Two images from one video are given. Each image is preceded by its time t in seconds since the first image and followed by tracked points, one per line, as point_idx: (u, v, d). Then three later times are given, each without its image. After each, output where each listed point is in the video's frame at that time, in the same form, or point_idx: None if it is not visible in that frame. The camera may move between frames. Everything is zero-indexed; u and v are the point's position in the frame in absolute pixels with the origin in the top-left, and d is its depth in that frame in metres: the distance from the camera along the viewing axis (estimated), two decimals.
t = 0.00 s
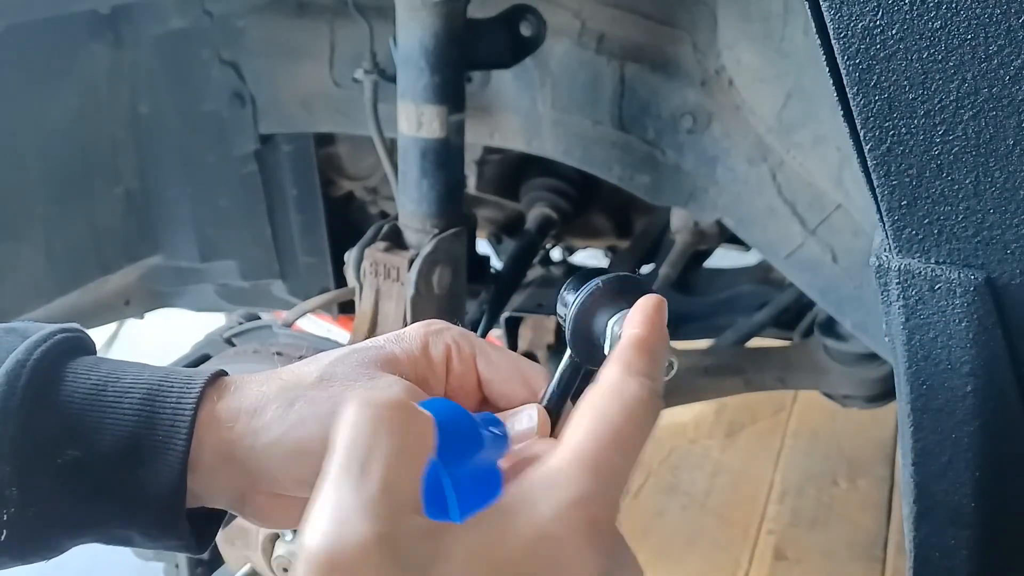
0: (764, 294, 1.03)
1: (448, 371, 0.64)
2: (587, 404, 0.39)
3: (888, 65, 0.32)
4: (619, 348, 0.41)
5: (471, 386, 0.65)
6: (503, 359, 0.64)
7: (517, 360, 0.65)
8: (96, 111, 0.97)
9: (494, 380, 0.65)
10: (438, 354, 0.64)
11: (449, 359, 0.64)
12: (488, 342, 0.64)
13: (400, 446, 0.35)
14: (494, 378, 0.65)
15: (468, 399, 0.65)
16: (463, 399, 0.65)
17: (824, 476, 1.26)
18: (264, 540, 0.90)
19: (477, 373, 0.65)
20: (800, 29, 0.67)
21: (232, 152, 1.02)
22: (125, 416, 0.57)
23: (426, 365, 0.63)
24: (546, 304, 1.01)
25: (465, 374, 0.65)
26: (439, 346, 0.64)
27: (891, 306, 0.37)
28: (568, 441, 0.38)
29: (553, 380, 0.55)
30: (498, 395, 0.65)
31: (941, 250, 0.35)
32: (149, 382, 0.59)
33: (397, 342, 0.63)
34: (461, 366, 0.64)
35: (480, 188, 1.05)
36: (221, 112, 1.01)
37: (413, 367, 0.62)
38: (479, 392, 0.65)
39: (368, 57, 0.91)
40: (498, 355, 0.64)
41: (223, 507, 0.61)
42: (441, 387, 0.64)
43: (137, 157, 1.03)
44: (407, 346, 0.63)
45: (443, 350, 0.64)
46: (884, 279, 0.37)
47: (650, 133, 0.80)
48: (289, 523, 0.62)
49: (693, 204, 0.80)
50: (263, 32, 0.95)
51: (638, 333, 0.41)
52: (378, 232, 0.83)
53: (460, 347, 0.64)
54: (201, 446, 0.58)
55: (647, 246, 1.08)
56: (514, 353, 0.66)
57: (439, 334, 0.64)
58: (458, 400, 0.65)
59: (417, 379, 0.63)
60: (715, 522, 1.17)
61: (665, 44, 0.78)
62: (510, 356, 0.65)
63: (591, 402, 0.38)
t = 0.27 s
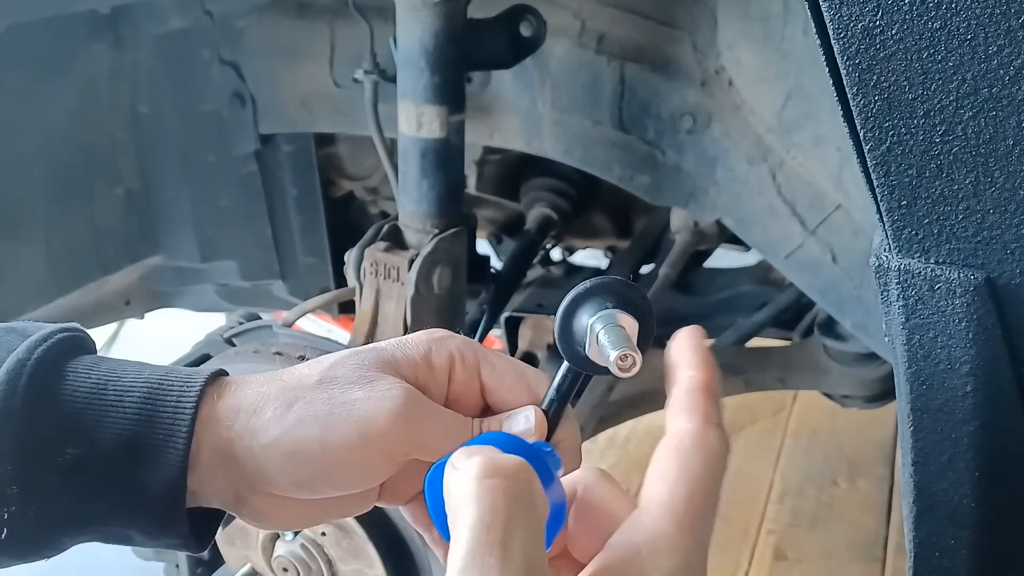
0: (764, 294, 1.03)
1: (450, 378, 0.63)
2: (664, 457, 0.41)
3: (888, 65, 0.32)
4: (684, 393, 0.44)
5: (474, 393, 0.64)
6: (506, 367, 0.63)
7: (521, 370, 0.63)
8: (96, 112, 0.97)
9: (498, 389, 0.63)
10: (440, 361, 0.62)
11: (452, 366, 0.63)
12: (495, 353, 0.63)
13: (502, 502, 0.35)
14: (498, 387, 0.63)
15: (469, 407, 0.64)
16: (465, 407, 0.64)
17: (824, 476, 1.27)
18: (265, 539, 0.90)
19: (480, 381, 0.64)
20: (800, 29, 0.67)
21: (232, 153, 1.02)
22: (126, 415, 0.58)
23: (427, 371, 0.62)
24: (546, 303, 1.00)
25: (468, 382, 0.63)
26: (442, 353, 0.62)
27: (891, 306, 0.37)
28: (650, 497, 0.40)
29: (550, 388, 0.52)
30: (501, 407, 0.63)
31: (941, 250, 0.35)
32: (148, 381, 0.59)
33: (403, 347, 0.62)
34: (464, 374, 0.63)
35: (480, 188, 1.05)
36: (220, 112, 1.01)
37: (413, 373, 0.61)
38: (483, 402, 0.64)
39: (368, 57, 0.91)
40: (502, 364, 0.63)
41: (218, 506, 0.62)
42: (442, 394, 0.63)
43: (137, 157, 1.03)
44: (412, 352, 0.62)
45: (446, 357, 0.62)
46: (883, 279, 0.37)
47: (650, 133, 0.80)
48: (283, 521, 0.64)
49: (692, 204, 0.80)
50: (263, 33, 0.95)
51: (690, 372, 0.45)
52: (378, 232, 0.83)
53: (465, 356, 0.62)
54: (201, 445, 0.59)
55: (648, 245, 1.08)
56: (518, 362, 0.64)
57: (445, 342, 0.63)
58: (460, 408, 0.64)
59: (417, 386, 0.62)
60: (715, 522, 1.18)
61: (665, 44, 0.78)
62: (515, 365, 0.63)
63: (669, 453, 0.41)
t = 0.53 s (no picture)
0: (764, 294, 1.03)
1: (452, 381, 0.63)
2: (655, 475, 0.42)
3: (888, 65, 0.32)
4: (672, 408, 0.45)
5: (476, 396, 0.64)
6: (509, 371, 0.63)
7: (523, 373, 0.64)
8: (96, 111, 0.97)
9: (500, 393, 0.63)
10: (442, 363, 0.62)
11: (455, 369, 0.63)
12: (496, 355, 0.63)
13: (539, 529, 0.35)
14: (500, 391, 0.63)
15: (471, 410, 0.64)
16: (467, 411, 0.64)
17: (824, 476, 1.27)
18: (265, 539, 0.90)
19: (483, 385, 0.64)
20: (800, 29, 0.67)
21: (232, 152, 1.02)
22: (127, 412, 0.58)
23: (429, 373, 0.62)
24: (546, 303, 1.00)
25: (471, 385, 0.64)
26: (444, 355, 0.62)
27: (891, 306, 0.37)
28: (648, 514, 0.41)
29: (551, 391, 0.52)
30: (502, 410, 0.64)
31: (941, 250, 0.35)
32: (149, 378, 0.59)
33: (405, 348, 0.62)
34: (467, 377, 0.63)
35: (480, 188, 1.05)
36: (220, 112, 1.01)
37: (415, 374, 0.61)
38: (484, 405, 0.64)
39: (368, 57, 0.91)
40: (505, 367, 0.63)
41: (217, 504, 0.62)
42: (443, 396, 0.63)
43: (137, 157, 1.03)
44: (415, 353, 0.62)
45: (448, 359, 0.62)
46: (884, 279, 0.37)
47: (650, 133, 0.80)
48: (280, 520, 0.65)
49: (693, 203, 0.80)
50: (263, 33, 0.95)
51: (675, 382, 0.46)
52: (378, 232, 0.83)
53: (467, 359, 0.63)
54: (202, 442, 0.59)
55: (647, 245, 1.08)
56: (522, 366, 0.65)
57: (448, 344, 0.63)
58: (462, 411, 0.64)
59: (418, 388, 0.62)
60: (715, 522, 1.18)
61: (665, 44, 0.78)
62: (517, 368, 0.64)
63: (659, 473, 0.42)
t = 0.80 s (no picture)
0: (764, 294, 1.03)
1: (450, 380, 0.63)
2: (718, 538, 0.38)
3: (888, 65, 0.32)
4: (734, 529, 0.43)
5: (473, 396, 0.64)
6: (507, 371, 0.63)
7: (521, 373, 0.64)
8: (97, 111, 0.97)
9: (498, 393, 0.64)
10: (440, 363, 0.62)
11: (452, 368, 0.63)
12: (494, 355, 0.64)
13: None
14: (498, 391, 0.63)
15: (469, 409, 0.64)
16: (465, 409, 0.64)
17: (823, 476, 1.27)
18: (265, 539, 0.90)
19: (480, 384, 0.64)
20: (800, 29, 0.67)
21: (232, 153, 1.03)
22: (125, 411, 0.57)
23: (427, 373, 0.62)
24: (546, 303, 1.00)
25: (468, 384, 0.64)
26: (442, 355, 0.62)
27: (891, 306, 0.37)
28: None
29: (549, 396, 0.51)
30: (501, 409, 0.64)
31: (941, 250, 0.35)
32: (147, 377, 0.59)
33: (403, 348, 0.62)
34: (464, 377, 0.63)
35: (480, 188, 1.05)
36: (221, 112, 1.01)
37: (413, 374, 0.61)
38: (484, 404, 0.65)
39: (368, 57, 0.91)
40: (502, 367, 0.63)
41: (217, 503, 0.62)
42: (441, 396, 0.63)
43: (137, 157, 1.03)
44: (413, 353, 0.62)
45: (446, 359, 0.62)
46: (883, 279, 0.37)
47: (650, 133, 0.80)
48: (280, 518, 0.65)
49: (693, 203, 0.81)
50: (263, 33, 0.95)
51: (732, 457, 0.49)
52: (378, 232, 0.83)
53: (465, 359, 0.63)
54: (200, 440, 0.59)
55: (647, 245, 1.08)
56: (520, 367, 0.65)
57: (445, 344, 0.63)
58: (460, 411, 0.64)
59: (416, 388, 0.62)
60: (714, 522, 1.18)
61: (665, 44, 0.78)
62: (515, 367, 0.64)
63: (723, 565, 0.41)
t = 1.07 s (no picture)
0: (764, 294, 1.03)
1: (441, 377, 0.63)
2: None
3: (888, 65, 0.32)
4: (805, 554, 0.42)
5: (465, 392, 0.64)
6: (498, 367, 0.63)
7: (512, 368, 0.63)
8: (97, 112, 0.97)
9: (490, 388, 0.63)
10: (431, 360, 0.62)
11: (444, 365, 0.63)
12: (485, 351, 0.63)
13: None
14: (490, 387, 0.63)
15: (461, 405, 0.64)
16: (457, 405, 0.64)
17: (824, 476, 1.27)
18: (265, 539, 0.90)
19: (472, 380, 0.64)
20: (800, 29, 0.67)
21: (232, 153, 1.03)
22: (118, 411, 0.57)
23: (419, 370, 0.62)
24: (546, 303, 1.00)
25: (459, 380, 0.64)
26: (433, 352, 0.62)
27: (891, 306, 0.37)
28: None
29: (540, 390, 0.51)
30: (494, 405, 0.64)
31: (941, 250, 0.35)
32: (141, 377, 0.59)
33: (394, 345, 0.62)
34: (455, 373, 0.63)
35: (480, 188, 1.05)
36: (221, 112, 1.01)
37: (404, 371, 0.61)
38: (477, 399, 0.65)
39: (368, 58, 0.91)
40: (492, 362, 0.63)
41: (212, 502, 0.63)
42: (433, 392, 0.63)
43: (137, 157, 1.03)
44: (404, 350, 0.62)
45: (437, 356, 0.62)
46: (883, 280, 0.37)
47: (650, 133, 0.80)
48: (275, 516, 0.65)
49: (692, 203, 0.81)
50: (263, 33, 0.95)
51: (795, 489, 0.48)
52: (378, 232, 0.83)
53: (456, 355, 0.63)
54: (194, 440, 0.59)
55: (648, 245, 1.08)
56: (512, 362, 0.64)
57: (436, 340, 0.63)
58: (452, 406, 0.64)
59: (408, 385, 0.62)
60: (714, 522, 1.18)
61: (665, 44, 0.78)
62: (505, 363, 0.63)
63: None
